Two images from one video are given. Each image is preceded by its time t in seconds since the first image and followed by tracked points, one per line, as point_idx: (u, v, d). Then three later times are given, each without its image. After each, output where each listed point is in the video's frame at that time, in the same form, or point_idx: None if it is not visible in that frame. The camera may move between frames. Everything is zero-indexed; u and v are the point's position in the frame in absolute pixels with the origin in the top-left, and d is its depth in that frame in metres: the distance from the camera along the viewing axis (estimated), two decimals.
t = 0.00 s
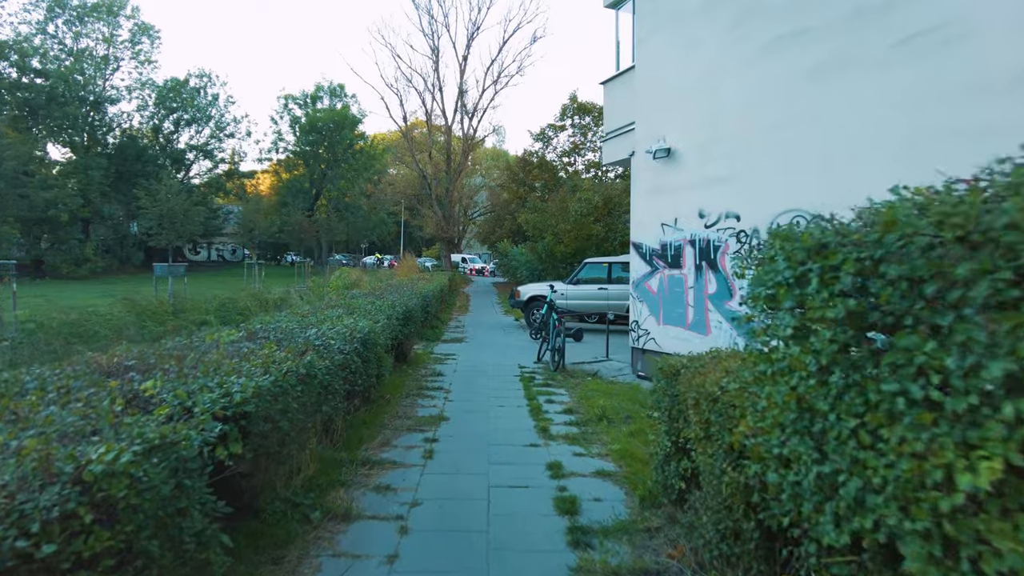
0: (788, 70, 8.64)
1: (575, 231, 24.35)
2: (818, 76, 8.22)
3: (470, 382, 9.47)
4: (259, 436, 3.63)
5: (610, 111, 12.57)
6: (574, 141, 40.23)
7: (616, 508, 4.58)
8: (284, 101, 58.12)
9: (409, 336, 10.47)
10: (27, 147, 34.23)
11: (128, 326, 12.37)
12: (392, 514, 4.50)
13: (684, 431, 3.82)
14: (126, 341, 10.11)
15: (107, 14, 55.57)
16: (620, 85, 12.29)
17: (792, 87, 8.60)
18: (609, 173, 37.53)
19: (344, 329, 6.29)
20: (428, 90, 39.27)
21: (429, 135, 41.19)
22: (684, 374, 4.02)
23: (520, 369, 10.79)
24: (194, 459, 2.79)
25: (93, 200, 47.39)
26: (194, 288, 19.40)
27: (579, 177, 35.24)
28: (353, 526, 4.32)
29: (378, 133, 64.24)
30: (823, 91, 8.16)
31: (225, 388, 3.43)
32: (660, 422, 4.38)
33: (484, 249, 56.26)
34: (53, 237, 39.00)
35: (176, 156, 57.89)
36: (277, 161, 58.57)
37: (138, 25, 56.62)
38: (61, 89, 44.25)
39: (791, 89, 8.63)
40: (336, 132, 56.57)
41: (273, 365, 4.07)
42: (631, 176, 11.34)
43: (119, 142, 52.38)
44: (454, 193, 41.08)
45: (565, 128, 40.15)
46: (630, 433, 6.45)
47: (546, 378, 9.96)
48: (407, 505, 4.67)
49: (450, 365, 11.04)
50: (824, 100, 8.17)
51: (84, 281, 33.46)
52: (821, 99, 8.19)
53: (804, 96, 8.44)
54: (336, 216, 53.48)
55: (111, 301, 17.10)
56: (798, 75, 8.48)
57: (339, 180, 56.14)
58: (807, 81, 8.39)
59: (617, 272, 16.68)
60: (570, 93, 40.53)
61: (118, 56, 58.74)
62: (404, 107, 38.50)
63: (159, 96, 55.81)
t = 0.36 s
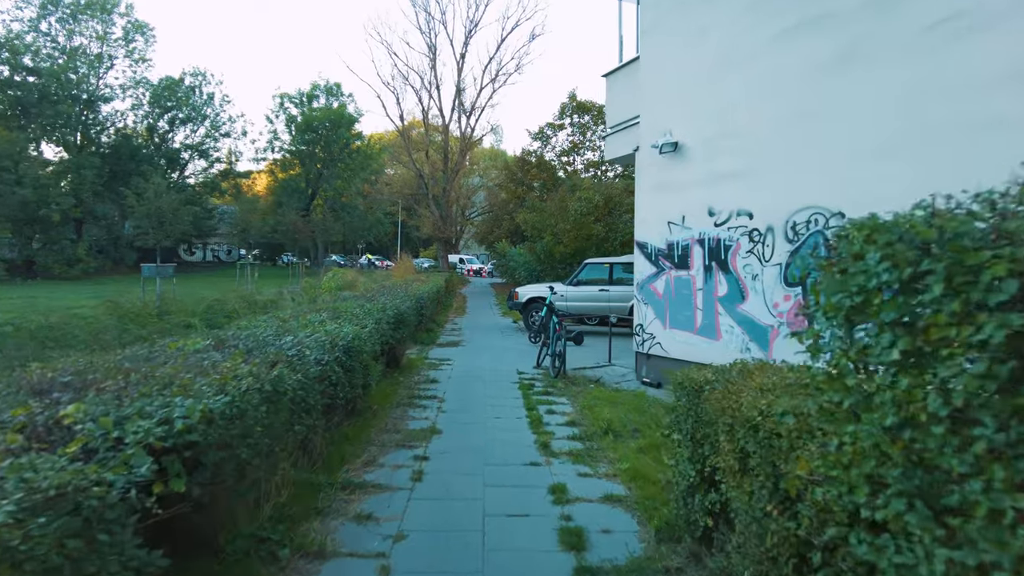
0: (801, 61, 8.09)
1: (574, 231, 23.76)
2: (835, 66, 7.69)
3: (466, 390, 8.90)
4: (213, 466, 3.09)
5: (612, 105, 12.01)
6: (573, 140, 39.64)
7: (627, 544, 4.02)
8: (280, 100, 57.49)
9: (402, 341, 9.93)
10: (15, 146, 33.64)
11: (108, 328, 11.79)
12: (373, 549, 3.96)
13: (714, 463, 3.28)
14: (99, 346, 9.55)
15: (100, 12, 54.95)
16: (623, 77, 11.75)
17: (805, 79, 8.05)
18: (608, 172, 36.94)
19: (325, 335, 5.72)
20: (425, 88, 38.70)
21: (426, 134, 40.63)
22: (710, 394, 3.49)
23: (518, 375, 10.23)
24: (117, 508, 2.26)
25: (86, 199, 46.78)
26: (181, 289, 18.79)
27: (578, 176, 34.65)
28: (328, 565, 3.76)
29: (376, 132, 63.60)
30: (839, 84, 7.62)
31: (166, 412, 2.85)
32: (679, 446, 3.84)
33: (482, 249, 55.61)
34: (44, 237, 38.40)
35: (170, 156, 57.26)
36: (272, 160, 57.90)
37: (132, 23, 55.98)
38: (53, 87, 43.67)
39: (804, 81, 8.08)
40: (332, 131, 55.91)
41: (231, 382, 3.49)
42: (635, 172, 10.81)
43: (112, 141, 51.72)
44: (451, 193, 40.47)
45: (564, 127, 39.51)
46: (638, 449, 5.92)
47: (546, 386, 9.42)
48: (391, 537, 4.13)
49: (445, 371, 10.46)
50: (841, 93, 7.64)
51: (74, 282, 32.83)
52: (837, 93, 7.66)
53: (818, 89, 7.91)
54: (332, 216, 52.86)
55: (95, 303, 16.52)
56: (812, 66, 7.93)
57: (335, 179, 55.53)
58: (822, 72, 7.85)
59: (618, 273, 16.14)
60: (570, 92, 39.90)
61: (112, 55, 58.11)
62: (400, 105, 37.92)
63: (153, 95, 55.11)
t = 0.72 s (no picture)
0: (818, 48, 7.49)
1: (574, 231, 23.17)
2: (856, 53, 7.08)
3: (461, 402, 8.28)
4: (140, 526, 2.47)
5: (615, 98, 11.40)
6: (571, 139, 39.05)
7: None
8: (275, 100, 56.84)
9: (393, 347, 9.34)
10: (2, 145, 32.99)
11: (83, 333, 11.18)
12: None
13: (764, 513, 2.68)
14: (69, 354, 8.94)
15: (93, 11, 54.31)
16: (628, 69, 11.13)
17: (823, 67, 7.44)
18: (607, 172, 36.38)
19: (300, 347, 5.09)
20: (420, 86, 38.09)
21: (422, 134, 40.06)
22: (752, 427, 2.89)
23: (517, 384, 9.62)
24: None
25: (77, 200, 46.13)
26: (167, 292, 18.16)
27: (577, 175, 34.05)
28: None
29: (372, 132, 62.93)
30: (856, 72, 7.07)
31: (70, 460, 2.23)
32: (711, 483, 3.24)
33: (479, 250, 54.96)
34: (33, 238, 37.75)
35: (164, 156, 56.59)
36: (266, 160, 57.22)
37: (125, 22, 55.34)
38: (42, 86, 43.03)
39: (821, 69, 7.47)
40: (327, 131, 55.29)
41: (173, 411, 2.86)
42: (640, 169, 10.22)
43: (104, 141, 51.05)
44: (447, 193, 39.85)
45: (562, 125, 38.91)
46: (651, 474, 5.33)
47: (546, 395, 8.83)
48: None
49: (440, 380, 9.84)
50: (857, 82, 7.09)
51: (62, 284, 32.17)
52: (859, 80, 7.04)
53: (838, 77, 7.29)
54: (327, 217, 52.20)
55: (78, 306, 15.90)
56: (831, 53, 7.32)
57: (330, 180, 54.87)
58: (842, 59, 7.25)
59: (619, 274, 15.57)
60: (568, 90, 39.30)
61: (105, 54, 57.46)
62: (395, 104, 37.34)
63: (146, 94, 54.40)
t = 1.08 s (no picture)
0: (859, 25, 6.87)
1: (577, 229, 22.56)
2: (903, 29, 6.47)
3: (465, 409, 7.68)
4: None
5: (626, 86, 10.79)
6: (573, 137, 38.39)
7: None
8: (273, 97, 56.21)
9: (391, 349, 8.76)
10: None
11: (64, 334, 10.59)
12: None
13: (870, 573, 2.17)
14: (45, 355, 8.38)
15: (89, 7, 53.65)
16: (639, 52, 10.47)
17: (864, 46, 6.83)
18: (609, 170, 35.73)
19: (282, 351, 4.48)
20: (419, 83, 37.48)
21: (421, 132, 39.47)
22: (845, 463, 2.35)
23: (523, 388, 9.02)
24: None
25: (73, 198, 45.50)
26: (157, 291, 17.54)
27: (579, 173, 33.41)
28: None
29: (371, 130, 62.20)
30: (871, 63, 6.77)
31: None
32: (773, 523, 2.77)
33: (480, 250, 54.40)
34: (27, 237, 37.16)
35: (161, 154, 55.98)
36: (264, 158, 56.62)
37: (121, 18, 54.68)
38: (37, 83, 42.49)
39: (862, 48, 6.85)
40: (325, 128, 54.68)
41: (105, 437, 2.25)
42: (658, 160, 9.57)
43: (100, 139, 50.44)
44: (447, 191, 39.24)
45: (564, 122, 38.23)
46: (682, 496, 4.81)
47: (556, 401, 8.26)
48: None
49: (441, 383, 9.25)
50: (871, 73, 6.79)
51: (55, 283, 31.61)
52: (875, 71, 6.74)
53: (874, 60, 6.75)
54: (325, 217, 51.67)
55: (64, 306, 15.29)
56: (868, 34, 6.77)
57: (329, 178, 54.27)
58: (870, 45, 6.78)
59: (627, 272, 15.00)
60: (570, 86, 38.67)
61: (101, 51, 56.76)
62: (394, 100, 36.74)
63: (143, 91, 53.77)
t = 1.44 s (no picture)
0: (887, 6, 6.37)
1: (581, 227, 21.99)
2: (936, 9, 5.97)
3: (464, 420, 7.12)
4: None
5: (636, 75, 10.20)
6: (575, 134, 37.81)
7: None
8: (272, 94, 55.64)
9: (388, 355, 8.22)
10: None
11: (42, 337, 10.04)
12: None
13: None
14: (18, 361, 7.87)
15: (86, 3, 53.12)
16: (650, 40, 9.92)
17: (892, 28, 6.32)
18: (612, 168, 35.14)
19: (257, 365, 3.92)
20: (420, 79, 36.91)
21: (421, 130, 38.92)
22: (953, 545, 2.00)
23: (526, 397, 8.46)
24: None
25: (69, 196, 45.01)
26: (149, 291, 17.01)
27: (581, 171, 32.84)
28: None
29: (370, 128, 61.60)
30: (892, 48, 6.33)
31: None
32: None
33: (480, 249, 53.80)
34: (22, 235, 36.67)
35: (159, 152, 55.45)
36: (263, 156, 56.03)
37: (119, 15, 54.15)
38: (33, 80, 41.98)
39: (898, 29, 6.27)
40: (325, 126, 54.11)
41: None
42: (670, 154, 9.04)
43: (97, 136, 49.91)
44: (447, 189, 38.70)
45: (566, 120, 37.65)
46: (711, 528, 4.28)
47: (562, 411, 7.74)
48: None
49: (439, 391, 8.68)
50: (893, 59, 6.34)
51: (48, 282, 31.05)
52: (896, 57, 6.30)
53: (895, 46, 6.31)
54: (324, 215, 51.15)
55: (50, 306, 14.76)
56: (889, 17, 6.33)
57: (328, 176, 53.65)
58: (891, 28, 6.35)
59: (633, 273, 14.44)
60: (572, 83, 38.09)
61: (98, 48, 56.23)
62: (394, 97, 36.18)
63: (140, 88, 53.14)
